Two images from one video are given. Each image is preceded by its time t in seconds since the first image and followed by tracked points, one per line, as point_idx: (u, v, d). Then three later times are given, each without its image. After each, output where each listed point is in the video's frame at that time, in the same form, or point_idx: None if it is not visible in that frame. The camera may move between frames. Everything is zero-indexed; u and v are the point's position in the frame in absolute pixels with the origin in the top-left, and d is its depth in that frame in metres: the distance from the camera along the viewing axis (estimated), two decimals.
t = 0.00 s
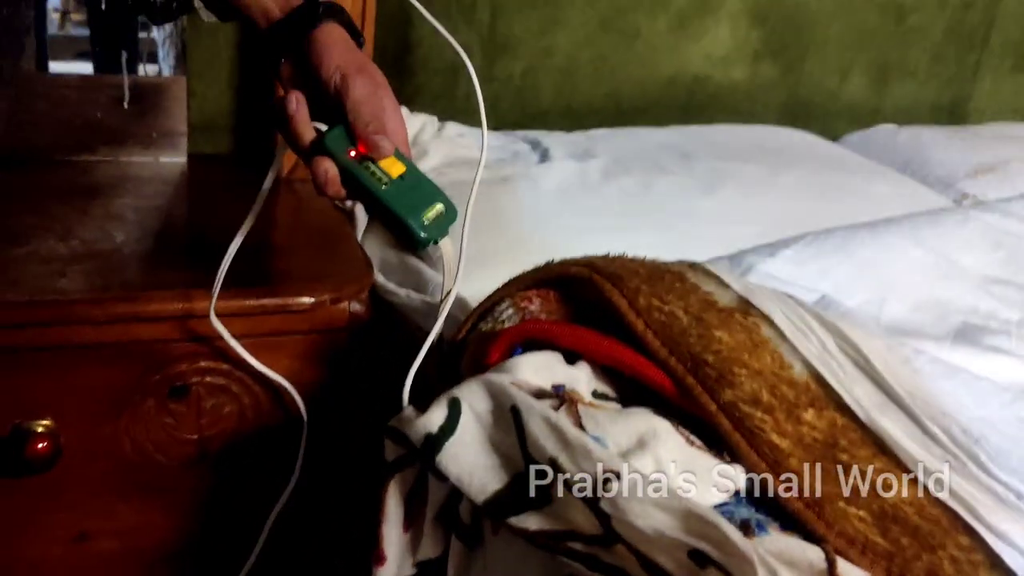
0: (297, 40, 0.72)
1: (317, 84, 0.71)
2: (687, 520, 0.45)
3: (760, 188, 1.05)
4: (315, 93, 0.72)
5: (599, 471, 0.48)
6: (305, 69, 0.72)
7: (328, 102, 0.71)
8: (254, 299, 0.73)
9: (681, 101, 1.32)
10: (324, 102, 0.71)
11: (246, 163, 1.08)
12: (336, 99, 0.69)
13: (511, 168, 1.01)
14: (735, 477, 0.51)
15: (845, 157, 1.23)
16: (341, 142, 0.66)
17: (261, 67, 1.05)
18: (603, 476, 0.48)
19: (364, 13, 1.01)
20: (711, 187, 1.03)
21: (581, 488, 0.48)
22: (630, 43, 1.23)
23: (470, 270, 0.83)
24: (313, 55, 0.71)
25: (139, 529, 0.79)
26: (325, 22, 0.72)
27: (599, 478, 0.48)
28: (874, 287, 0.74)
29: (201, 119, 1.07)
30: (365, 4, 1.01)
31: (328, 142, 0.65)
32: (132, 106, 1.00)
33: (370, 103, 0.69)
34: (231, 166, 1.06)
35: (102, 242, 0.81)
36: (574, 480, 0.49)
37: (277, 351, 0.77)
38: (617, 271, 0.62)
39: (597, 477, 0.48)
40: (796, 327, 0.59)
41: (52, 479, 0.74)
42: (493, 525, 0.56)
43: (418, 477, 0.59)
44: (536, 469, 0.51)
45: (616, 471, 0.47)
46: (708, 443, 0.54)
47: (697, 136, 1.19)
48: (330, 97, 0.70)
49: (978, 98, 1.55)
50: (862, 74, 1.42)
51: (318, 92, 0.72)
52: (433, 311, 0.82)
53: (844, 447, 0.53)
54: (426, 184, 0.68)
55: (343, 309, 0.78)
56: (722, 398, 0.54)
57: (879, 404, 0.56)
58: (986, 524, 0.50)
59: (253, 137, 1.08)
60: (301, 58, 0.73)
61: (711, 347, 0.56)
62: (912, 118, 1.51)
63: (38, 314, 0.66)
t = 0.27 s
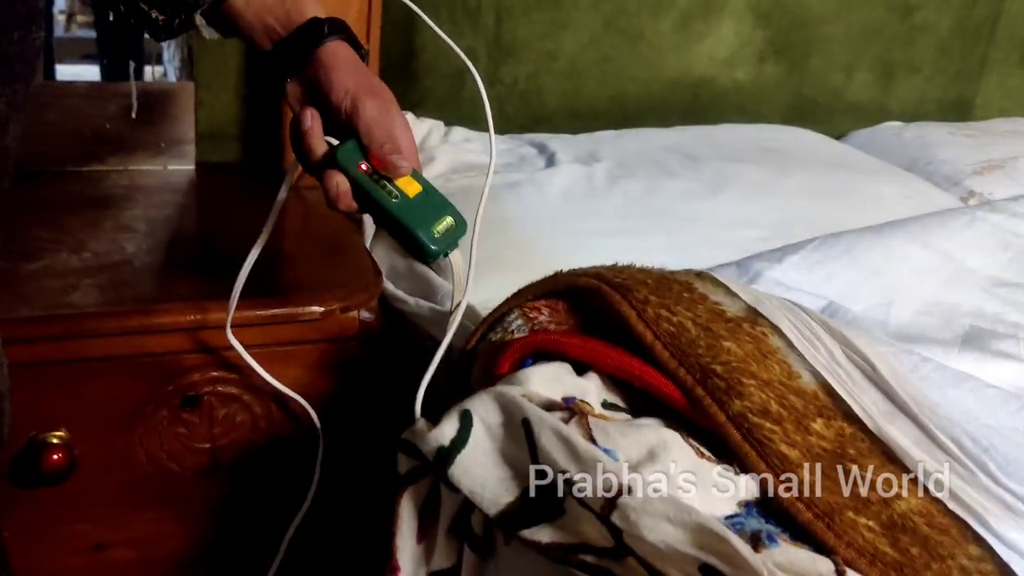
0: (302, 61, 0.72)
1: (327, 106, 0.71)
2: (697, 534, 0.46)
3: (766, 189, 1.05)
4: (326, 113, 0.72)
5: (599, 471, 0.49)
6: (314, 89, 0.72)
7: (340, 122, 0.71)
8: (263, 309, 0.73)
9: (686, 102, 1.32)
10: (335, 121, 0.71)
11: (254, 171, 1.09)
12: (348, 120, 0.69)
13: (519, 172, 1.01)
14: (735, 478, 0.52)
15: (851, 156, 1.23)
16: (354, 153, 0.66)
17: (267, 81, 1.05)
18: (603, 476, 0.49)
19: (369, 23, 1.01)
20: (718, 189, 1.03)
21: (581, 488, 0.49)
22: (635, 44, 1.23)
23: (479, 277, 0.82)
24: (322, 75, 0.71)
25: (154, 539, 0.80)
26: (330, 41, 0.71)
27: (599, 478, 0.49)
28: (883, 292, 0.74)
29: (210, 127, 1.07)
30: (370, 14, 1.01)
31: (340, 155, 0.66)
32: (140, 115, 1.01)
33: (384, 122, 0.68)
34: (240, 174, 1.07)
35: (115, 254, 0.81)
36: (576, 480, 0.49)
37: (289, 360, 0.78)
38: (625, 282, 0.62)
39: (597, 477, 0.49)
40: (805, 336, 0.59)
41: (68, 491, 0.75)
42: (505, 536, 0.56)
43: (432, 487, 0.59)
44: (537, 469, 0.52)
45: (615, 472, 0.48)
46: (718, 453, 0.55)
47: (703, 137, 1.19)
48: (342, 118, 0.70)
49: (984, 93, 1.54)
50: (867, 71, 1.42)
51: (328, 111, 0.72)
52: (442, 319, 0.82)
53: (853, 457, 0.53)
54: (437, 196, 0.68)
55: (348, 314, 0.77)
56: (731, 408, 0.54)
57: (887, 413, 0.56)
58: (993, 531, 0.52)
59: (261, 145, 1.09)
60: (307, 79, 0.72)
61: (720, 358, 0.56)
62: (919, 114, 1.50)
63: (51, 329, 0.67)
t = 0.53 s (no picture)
0: (308, 67, 0.70)
1: (338, 110, 0.70)
2: (714, 528, 0.46)
3: (774, 183, 1.05)
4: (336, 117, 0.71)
5: (599, 470, 0.50)
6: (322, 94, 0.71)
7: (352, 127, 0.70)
8: (276, 307, 0.73)
9: (693, 95, 1.32)
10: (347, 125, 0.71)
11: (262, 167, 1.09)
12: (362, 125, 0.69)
13: (526, 168, 1.01)
14: (735, 477, 0.51)
15: (858, 149, 1.23)
16: (366, 153, 0.67)
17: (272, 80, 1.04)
18: (603, 476, 0.49)
19: (375, 20, 1.01)
20: (726, 184, 1.03)
21: (582, 487, 0.50)
22: (641, 38, 1.23)
23: (490, 274, 0.82)
24: (332, 81, 0.69)
25: (167, 535, 0.80)
26: (334, 46, 0.69)
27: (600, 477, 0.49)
28: (893, 285, 0.74)
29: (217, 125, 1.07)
30: (375, 11, 1.00)
31: (352, 156, 0.66)
32: (147, 111, 1.01)
33: (400, 126, 0.68)
34: (248, 171, 1.07)
35: (126, 251, 0.82)
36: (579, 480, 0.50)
37: (299, 357, 0.78)
38: (637, 277, 0.62)
39: (597, 476, 0.50)
40: (817, 330, 0.60)
41: (82, 488, 0.75)
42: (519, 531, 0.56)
43: (446, 483, 0.60)
44: (537, 469, 0.53)
45: (616, 470, 0.49)
46: (732, 447, 0.55)
47: (709, 131, 1.19)
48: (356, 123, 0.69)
49: (989, 85, 1.54)
50: (874, 63, 1.42)
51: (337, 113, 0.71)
52: (452, 315, 0.82)
53: (867, 450, 0.53)
54: (448, 192, 0.70)
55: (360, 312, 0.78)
56: (745, 403, 0.54)
57: (901, 407, 0.56)
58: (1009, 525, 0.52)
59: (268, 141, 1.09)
60: (314, 84, 0.71)
61: (733, 352, 0.57)
62: (925, 105, 1.50)
63: (64, 328, 0.67)
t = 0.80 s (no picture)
0: (308, 69, 0.70)
1: (341, 110, 0.70)
2: (728, 514, 0.46)
3: (780, 172, 1.05)
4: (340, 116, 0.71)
5: (598, 471, 0.50)
6: (325, 94, 0.71)
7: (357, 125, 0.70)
8: (285, 301, 0.73)
9: (697, 86, 1.31)
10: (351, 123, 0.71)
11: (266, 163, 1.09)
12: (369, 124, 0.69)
13: (532, 160, 1.01)
14: (736, 477, 0.51)
15: (863, 137, 1.22)
16: (372, 148, 0.67)
17: (274, 80, 1.03)
18: (604, 476, 0.49)
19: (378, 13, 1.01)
20: (731, 174, 1.03)
21: (582, 487, 0.51)
22: (645, 29, 1.22)
23: (497, 266, 0.83)
24: (334, 80, 0.70)
25: (177, 530, 0.80)
26: (333, 45, 0.70)
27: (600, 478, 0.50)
28: (901, 272, 0.74)
29: (220, 123, 1.05)
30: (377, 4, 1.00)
31: (357, 149, 0.67)
32: (152, 107, 1.03)
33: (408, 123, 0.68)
34: (253, 167, 1.07)
35: (133, 247, 0.82)
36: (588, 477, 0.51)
37: (307, 350, 0.78)
38: (645, 267, 0.62)
39: (598, 476, 0.50)
40: (826, 317, 0.59)
41: (92, 483, 0.75)
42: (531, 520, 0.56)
43: (457, 474, 0.59)
44: (537, 470, 0.53)
45: (616, 471, 0.49)
46: (742, 435, 0.55)
47: (714, 121, 1.19)
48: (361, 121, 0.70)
49: (994, 72, 1.54)
50: (878, 51, 1.42)
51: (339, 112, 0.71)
52: (459, 308, 0.82)
53: (878, 436, 0.53)
54: (456, 186, 0.69)
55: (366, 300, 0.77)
56: (755, 390, 0.54)
57: (911, 392, 0.56)
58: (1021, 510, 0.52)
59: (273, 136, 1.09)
60: (315, 87, 0.71)
61: (742, 340, 0.56)
62: (930, 93, 1.50)
63: (72, 324, 0.67)
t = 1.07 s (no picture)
0: (311, 69, 0.70)
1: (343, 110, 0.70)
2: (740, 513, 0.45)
3: (785, 168, 1.05)
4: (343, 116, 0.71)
5: (598, 471, 0.50)
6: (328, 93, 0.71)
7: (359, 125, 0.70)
8: (291, 302, 0.73)
9: (701, 82, 1.31)
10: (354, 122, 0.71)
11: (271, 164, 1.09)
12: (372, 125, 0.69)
13: (536, 159, 1.00)
14: (736, 477, 0.50)
15: (869, 132, 1.22)
16: (374, 148, 0.67)
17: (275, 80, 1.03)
18: (604, 476, 0.50)
19: (381, 12, 1.00)
20: (737, 170, 1.02)
21: (583, 487, 0.51)
22: (648, 26, 1.22)
23: (502, 265, 0.82)
24: (336, 80, 0.70)
25: (185, 533, 0.80)
26: (335, 45, 0.70)
27: (600, 478, 0.50)
28: (909, 268, 0.73)
29: (224, 123, 1.06)
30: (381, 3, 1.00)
31: (360, 150, 0.66)
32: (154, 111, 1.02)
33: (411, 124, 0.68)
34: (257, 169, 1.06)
35: (138, 251, 0.81)
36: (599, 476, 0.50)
37: (313, 352, 0.77)
38: (652, 265, 0.62)
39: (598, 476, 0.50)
40: (836, 314, 0.59)
41: (100, 487, 0.75)
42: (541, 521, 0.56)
43: (467, 474, 0.59)
44: (537, 469, 0.53)
45: (615, 470, 0.49)
46: (753, 433, 0.55)
47: (718, 118, 1.19)
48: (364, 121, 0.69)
49: (999, 65, 1.53)
50: (883, 46, 1.41)
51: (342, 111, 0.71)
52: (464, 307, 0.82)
53: (890, 433, 0.53)
54: (461, 184, 0.68)
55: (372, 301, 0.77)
56: (765, 388, 0.54)
57: (923, 389, 0.56)
58: None
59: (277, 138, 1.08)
60: (318, 86, 0.71)
61: (751, 338, 0.56)
62: (935, 87, 1.49)
63: (78, 328, 0.67)
